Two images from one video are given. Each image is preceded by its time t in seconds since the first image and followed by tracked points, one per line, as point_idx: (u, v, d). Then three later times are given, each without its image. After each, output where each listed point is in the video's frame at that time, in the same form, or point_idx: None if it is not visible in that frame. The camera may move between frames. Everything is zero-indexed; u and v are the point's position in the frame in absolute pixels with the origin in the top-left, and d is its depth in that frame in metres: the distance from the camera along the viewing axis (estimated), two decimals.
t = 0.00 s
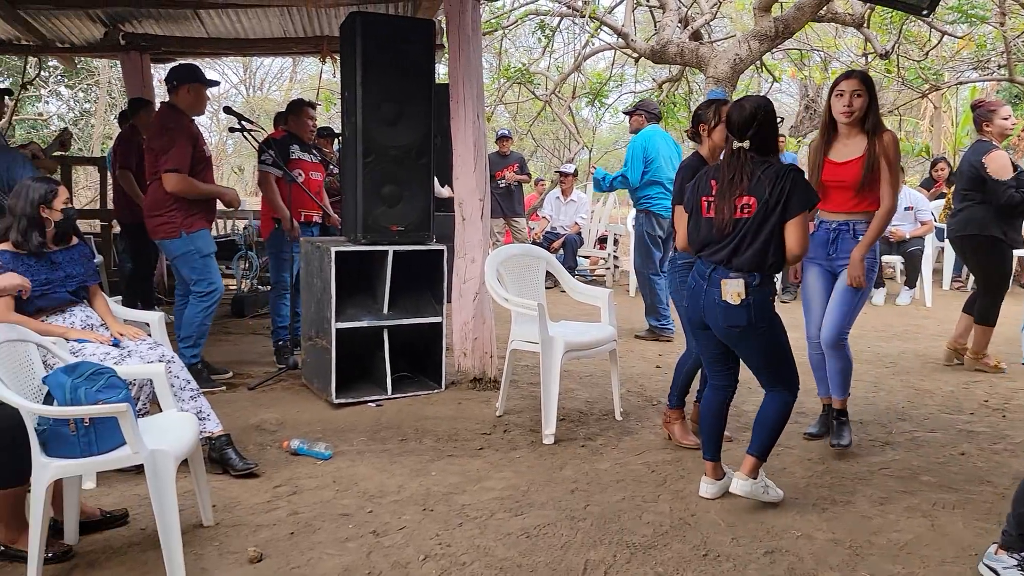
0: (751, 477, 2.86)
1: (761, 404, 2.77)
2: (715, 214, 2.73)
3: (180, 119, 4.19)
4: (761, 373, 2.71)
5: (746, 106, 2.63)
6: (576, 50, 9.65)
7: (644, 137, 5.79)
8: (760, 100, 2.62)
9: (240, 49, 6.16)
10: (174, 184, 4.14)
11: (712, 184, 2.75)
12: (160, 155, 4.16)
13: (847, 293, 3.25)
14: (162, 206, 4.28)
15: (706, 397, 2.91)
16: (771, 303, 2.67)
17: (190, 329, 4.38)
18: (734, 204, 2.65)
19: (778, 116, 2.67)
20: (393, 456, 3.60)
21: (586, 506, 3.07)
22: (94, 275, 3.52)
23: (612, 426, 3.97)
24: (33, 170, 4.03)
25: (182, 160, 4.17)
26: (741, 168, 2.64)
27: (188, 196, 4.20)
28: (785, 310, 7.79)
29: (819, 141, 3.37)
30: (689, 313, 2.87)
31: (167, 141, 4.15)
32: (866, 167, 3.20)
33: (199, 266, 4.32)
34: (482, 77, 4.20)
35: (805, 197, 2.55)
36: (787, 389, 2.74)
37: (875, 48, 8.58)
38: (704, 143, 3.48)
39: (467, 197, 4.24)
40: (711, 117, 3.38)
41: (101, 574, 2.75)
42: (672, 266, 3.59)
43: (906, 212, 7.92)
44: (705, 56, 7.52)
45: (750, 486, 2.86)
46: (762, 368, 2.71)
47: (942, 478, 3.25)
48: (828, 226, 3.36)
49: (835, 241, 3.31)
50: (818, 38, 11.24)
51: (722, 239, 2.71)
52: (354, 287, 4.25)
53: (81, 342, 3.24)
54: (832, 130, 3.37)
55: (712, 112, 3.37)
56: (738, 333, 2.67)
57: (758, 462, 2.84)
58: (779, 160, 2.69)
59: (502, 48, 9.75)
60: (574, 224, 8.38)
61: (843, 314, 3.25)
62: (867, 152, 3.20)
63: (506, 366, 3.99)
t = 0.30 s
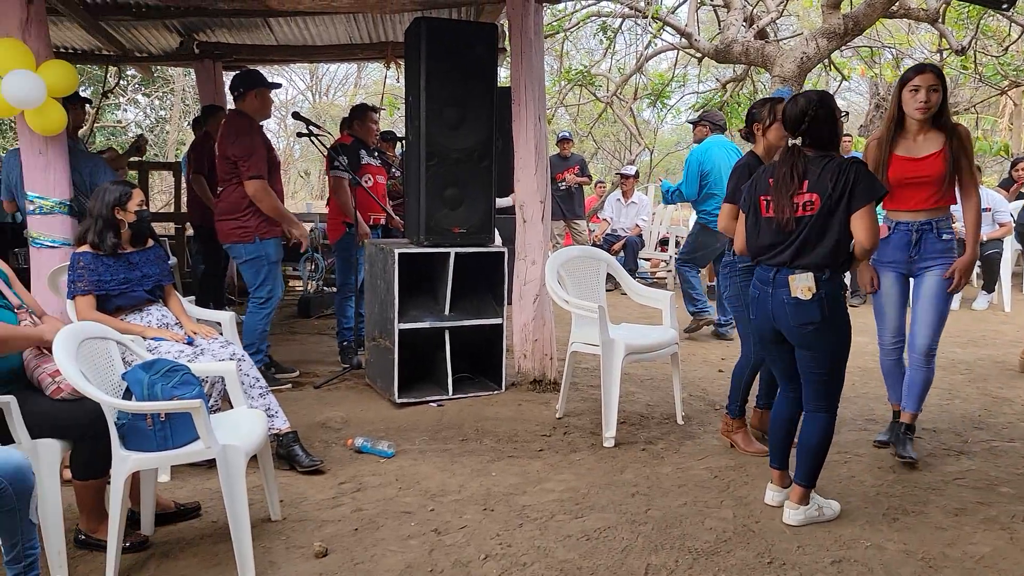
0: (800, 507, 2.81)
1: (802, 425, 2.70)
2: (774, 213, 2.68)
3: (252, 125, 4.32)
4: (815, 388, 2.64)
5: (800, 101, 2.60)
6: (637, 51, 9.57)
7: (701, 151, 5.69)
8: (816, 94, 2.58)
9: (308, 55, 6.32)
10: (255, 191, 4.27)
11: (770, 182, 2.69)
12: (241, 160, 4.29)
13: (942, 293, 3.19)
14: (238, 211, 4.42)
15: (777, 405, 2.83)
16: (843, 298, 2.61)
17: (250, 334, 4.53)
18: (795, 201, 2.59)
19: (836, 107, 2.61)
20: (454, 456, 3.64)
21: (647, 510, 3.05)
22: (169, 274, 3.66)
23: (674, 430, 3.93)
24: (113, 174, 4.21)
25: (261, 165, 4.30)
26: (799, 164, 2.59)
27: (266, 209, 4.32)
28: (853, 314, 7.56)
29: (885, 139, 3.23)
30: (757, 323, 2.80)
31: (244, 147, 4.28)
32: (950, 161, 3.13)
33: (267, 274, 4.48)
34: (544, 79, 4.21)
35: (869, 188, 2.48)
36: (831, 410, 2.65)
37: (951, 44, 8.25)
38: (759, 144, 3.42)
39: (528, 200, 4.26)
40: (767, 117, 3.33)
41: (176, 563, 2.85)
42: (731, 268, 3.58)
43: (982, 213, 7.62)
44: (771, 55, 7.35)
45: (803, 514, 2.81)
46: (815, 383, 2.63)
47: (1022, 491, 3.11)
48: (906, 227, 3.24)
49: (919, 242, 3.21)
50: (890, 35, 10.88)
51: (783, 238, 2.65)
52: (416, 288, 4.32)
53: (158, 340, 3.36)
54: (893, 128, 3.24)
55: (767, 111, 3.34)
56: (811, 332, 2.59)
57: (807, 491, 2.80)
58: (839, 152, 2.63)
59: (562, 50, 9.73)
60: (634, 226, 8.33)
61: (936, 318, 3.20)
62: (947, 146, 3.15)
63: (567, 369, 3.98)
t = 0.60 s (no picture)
0: (853, 515, 2.75)
1: (849, 431, 2.65)
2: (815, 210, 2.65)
3: (308, 123, 4.38)
4: (859, 395, 2.58)
5: (856, 99, 2.53)
6: (687, 50, 9.45)
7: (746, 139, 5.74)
8: (870, 94, 2.52)
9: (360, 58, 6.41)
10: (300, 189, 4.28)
11: (815, 178, 2.65)
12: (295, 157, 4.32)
13: None
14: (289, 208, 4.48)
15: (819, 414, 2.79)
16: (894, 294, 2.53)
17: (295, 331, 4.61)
18: (835, 204, 2.56)
19: (894, 109, 2.54)
20: (501, 456, 3.65)
21: (696, 514, 3.02)
22: (225, 272, 3.75)
23: (723, 434, 3.88)
24: (173, 173, 4.34)
25: (312, 163, 4.31)
26: (845, 165, 2.55)
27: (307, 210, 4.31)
28: (909, 319, 7.36)
29: (960, 140, 3.13)
30: (807, 328, 2.75)
31: (300, 144, 4.32)
32: None
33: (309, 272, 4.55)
34: (594, 80, 4.20)
35: (914, 200, 2.42)
36: (876, 417, 2.59)
37: (1017, 41, 7.95)
38: (807, 143, 3.33)
39: (576, 201, 4.26)
40: (816, 114, 3.19)
41: (230, 555, 2.91)
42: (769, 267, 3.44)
43: None
44: (827, 53, 7.19)
45: (857, 523, 2.75)
46: (864, 388, 2.57)
47: None
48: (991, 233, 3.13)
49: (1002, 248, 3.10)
50: (952, 32, 10.54)
51: (820, 238, 2.63)
52: (465, 288, 4.35)
53: (214, 336, 3.44)
54: (969, 126, 3.12)
55: (816, 108, 3.19)
56: (863, 331, 2.52)
57: (858, 500, 2.73)
58: (893, 156, 2.56)
59: (612, 51, 9.69)
60: (683, 228, 8.28)
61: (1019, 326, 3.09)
62: None
63: (614, 371, 3.96)
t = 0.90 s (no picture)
0: (911, 514, 2.68)
1: (916, 432, 2.60)
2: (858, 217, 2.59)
3: (356, 130, 4.46)
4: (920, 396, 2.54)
5: (907, 101, 2.48)
6: (738, 50, 9.31)
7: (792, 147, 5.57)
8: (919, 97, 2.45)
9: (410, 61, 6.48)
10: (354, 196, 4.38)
11: (858, 185, 2.59)
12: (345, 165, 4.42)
13: None
14: (341, 212, 4.58)
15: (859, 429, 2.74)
16: (931, 315, 2.49)
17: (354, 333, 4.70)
18: (880, 209, 2.50)
19: (942, 114, 2.49)
20: (548, 457, 3.66)
21: (745, 520, 2.98)
22: (278, 271, 3.83)
23: (774, 439, 3.83)
24: (229, 175, 4.45)
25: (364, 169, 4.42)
26: (890, 169, 2.49)
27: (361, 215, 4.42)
28: (967, 325, 7.14)
29: None
30: (838, 331, 2.73)
31: (350, 152, 4.41)
32: None
33: (370, 274, 4.65)
34: (644, 81, 4.18)
35: (960, 207, 2.36)
36: (947, 414, 2.55)
37: None
38: (868, 144, 3.15)
39: (625, 202, 4.24)
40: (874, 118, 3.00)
41: (282, 549, 2.97)
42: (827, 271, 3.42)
43: None
44: (884, 52, 7.01)
45: (912, 522, 2.68)
46: (918, 390, 2.53)
47: None
48: None
49: None
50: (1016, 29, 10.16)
51: (865, 245, 2.57)
52: (513, 289, 4.38)
53: (268, 335, 3.51)
54: None
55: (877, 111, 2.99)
56: (889, 348, 2.50)
57: (918, 497, 2.66)
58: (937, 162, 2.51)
59: (661, 51, 9.60)
60: (733, 230, 8.15)
61: None
62: None
63: (661, 374, 3.93)
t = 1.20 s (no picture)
0: (951, 527, 2.65)
1: (948, 440, 2.55)
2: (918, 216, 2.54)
3: (393, 132, 4.53)
4: (956, 404, 2.49)
5: (950, 95, 2.43)
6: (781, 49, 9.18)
7: (846, 147, 5.51)
8: (964, 88, 2.42)
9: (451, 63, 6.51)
10: (404, 193, 4.50)
11: (913, 184, 2.55)
12: (387, 164, 4.52)
13: None
14: (378, 209, 4.62)
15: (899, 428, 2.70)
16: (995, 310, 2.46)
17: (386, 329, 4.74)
18: (941, 204, 2.45)
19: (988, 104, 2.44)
20: (587, 459, 3.65)
21: (788, 526, 2.94)
22: (321, 271, 3.89)
23: (817, 444, 3.77)
24: (273, 176, 4.52)
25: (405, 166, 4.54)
26: (942, 162, 2.45)
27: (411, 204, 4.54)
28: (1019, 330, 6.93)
29: None
30: (890, 324, 2.65)
31: (390, 152, 4.51)
32: None
33: (399, 271, 4.67)
34: (686, 81, 4.15)
35: None
36: (979, 423, 2.50)
37: None
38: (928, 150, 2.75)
39: (666, 204, 4.21)
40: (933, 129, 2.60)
41: (323, 545, 3.01)
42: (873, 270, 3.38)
43: None
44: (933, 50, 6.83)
45: (955, 535, 2.66)
46: (960, 395, 2.48)
47: None
48: None
49: None
50: None
51: (930, 243, 2.51)
52: (551, 290, 4.38)
53: (311, 334, 3.56)
54: None
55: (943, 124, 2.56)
56: (958, 343, 2.44)
57: (958, 511, 2.63)
58: (990, 150, 2.45)
59: (703, 51, 9.52)
60: (776, 231, 8.08)
61: None
62: None
63: (701, 377, 3.89)
